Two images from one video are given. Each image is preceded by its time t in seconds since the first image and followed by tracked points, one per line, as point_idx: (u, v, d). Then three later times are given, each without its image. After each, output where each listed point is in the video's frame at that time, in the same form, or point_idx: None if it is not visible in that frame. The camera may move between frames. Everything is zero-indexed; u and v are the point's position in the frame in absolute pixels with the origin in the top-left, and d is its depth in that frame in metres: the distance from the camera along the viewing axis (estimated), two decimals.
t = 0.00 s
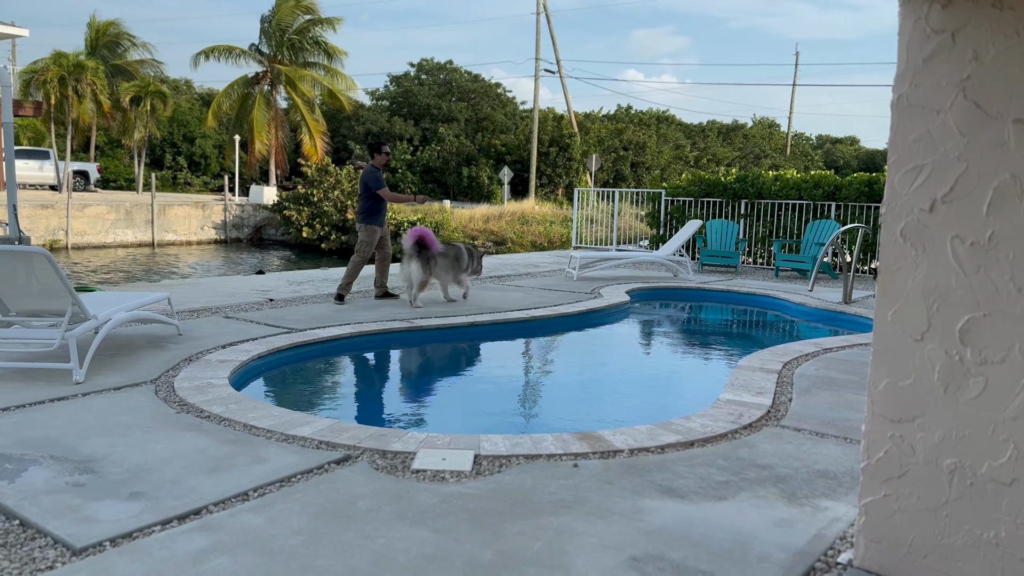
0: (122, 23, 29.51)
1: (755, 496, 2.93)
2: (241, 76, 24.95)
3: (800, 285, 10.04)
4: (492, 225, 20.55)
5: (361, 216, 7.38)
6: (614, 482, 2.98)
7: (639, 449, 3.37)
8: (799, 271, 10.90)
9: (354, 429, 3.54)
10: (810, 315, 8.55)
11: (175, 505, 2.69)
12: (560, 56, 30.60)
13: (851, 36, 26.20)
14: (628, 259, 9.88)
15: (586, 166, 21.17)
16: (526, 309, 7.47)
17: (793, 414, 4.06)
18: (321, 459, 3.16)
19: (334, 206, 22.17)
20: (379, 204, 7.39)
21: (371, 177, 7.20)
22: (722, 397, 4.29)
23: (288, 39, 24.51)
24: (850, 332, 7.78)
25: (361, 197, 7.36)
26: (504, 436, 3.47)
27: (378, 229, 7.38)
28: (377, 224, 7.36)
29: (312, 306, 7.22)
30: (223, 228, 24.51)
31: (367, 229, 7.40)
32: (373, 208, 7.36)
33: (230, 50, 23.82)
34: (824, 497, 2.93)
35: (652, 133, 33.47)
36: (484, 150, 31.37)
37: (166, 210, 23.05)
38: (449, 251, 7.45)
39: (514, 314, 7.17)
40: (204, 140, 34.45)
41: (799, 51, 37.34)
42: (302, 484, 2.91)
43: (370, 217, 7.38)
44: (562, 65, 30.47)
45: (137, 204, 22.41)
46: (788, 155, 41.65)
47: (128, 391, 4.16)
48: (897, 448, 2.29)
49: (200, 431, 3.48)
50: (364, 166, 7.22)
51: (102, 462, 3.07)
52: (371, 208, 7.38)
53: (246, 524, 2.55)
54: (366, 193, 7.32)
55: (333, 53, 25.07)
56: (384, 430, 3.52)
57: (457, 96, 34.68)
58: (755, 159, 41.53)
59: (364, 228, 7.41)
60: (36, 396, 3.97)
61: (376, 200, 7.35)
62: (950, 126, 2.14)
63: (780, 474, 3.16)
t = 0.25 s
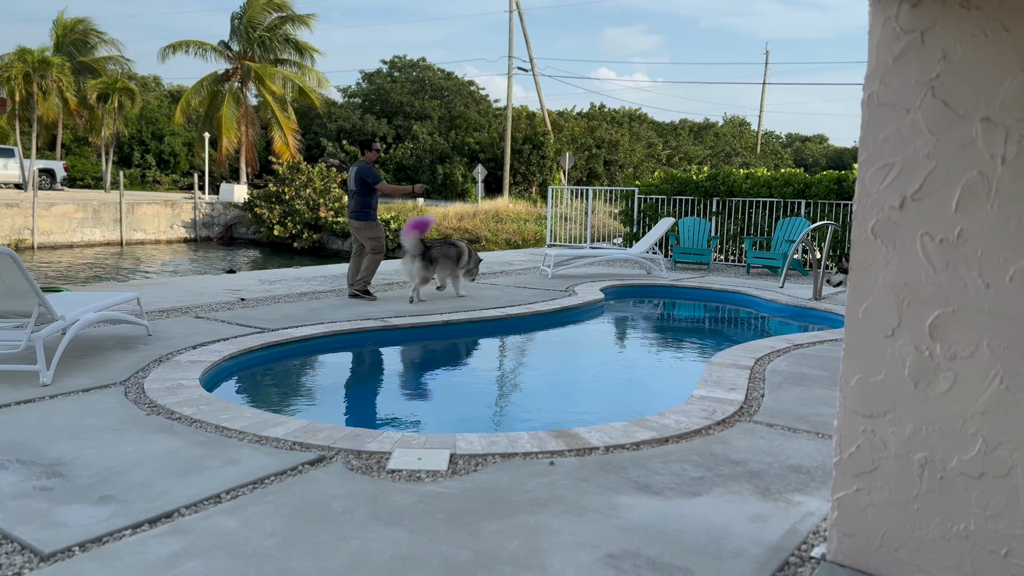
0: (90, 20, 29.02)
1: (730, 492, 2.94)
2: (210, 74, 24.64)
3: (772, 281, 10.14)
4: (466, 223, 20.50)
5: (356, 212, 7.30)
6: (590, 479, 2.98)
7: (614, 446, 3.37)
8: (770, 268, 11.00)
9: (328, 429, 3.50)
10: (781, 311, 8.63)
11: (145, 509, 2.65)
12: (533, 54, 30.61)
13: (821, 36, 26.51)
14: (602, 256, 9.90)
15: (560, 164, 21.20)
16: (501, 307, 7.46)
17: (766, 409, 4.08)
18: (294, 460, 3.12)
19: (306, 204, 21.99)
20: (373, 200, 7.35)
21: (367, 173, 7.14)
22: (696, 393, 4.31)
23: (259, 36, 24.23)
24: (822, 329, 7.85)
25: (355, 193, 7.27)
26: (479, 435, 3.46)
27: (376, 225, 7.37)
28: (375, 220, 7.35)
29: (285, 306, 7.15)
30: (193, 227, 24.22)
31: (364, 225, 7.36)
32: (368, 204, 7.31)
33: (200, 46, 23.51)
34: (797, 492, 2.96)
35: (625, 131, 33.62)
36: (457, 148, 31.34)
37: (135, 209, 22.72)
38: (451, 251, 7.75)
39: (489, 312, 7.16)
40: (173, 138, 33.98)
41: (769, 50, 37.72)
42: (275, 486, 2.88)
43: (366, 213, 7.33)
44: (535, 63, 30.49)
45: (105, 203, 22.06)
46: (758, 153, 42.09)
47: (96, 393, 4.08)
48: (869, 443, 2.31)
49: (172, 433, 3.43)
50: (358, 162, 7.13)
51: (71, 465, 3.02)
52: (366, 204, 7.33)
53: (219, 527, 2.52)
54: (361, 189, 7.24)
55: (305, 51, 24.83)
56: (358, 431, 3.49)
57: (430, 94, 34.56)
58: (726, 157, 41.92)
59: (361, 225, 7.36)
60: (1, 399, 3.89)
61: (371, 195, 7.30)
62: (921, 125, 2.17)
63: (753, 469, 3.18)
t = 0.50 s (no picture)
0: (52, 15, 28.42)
1: (707, 489, 2.94)
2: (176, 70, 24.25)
3: (742, 278, 10.22)
4: (437, 221, 20.42)
5: (352, 213, 7.45)
6: (567, 479, 2.96)
7: (590, 445, 3.36)
8: (740, 265, 11.10)
9: (300, 432, 3.44)
10: (752, 308, 8.69)
11: (113, 515, 2.58)
12: (503, 51, 30.59)
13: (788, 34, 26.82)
14: (575, 254, 9.90)
15: (531, 162, 21.20)
16: (475, 306, 7.41)
17: (741, 406, 4.09)
18: (266, 464, 3.07)
19: (275, 203, 21.67)
20: (366, 199, 7.50)
21: (361, 173, 7.30)
22: (670, 391, 4.31)
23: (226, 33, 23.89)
24: (793, 325, 7.92)
25: (349, 195, 7.41)
26: (455, 436, 3.42)
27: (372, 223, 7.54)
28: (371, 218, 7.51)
29: (255, 306, 7.05)
30: (159, 226, 23.86)
31: (361, 225, 7.51)
32: (362, 204, 7.45)
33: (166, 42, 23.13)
34: (773, 488, 2.96)
35: (595, 130, 33.75)
36: (428, 146, 31.23)
37: (99, 208, 22.30)
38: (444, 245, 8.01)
39: (463, 311, 7.11)
40: (138, 136, 33.38)
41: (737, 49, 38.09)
42: (247, 490, 2.82)
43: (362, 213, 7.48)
44: (505, 60, 30.47)
45: (68, 202, 21.63)
46: (727, 151, 42.51)
47: (61, 396, 3.98)
48: (846, 439, 2.32)
49: (139, 437, 3.35)
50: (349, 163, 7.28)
51: (34, 472, 2.93)
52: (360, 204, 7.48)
53: (190, 534, 2.46)
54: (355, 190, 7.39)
55: (273, 49, 24.54)
56: (331, 432, 3.43)
57: (400, 91, 34.39)
58: (695, 155, 42.29)
59: (357, 225, 7.50)
60: None
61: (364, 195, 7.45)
62: (895, 122, 2.17)
63: (729, 466, 3.18)
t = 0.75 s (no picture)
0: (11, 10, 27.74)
1: (695, 490, 2.90)
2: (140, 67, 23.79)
3: (716, 275, 10.28)
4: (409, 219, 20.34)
5: (348, 210, 7.42)
6: (554, 482, 2.91)
7: (575, 446, 3.32)
8: (713, 262, 11.14)
9: (278, 437, 3.35)
10: (726, 305, 8.71)
11: (84, 527, 2.47)
12: (473, 49, 30.53)
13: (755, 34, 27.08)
14: (550, 252, 9.87)
15: (502, 160, 21.17)
16: (451, 305, 7.34)
17: (723, 404, 4.07)
18: (244, 471, 2.97)
19: (242, 201, 21.45)
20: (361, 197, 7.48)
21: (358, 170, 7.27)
22: (653, 390, 4.28)
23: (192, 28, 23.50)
24: (768, 322, 7.94)
25: (345, 192, 7.37)
26: (438, 438, 3.36)
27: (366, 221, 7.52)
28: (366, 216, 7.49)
29: (226, 307, 6.91)
30: (123, 225, 23.43)
31: (355, 223, 7.48)
32: (357, 201, 7.42)
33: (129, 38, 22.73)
34: (761, 488, 2.94)
35: (566, 128, 33.82)
36: (398, 144, 31.05)
37: (61, 207, 21.84)
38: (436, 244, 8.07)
39: (439, 310, 7.03)
40: (101, 133, 32.68)
41: (705, 48, 38.40)
42: (224, 499, 2.72)
43: (356, 211, 7.45)
44: (475, 58, 30.41)
45: (28, 201, 21.20)
46: (695, 149, 42.89)
47: (25, 402, 3.83)
48: (839, 439, 2.30)
49: (110, 444, 3.23)
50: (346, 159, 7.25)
51: None
52: (355, 201, 7.45)
53: (166, 545, 2.36)
54: (351, 187, 7.36)
55: (241, 47, 24.17)
56: (310, 437, 3.34)
57: (369, 88, 34.18)
58: (664, 154, 42.62)
59: (352, 222, 7.47)
60: None
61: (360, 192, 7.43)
62: (888, 118, 2.15)
63: (716, 466, 3.15)
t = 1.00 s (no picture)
0: None
1: (693, 498, 2.85)
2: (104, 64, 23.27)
3: (693, 275, 10.30)
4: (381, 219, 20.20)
5: (336, 211, 7.50)
6: (550, 493, 2.84)
7: (569, 454, 3.25)
8: (690, 262, 11.16)
9: (263, 448, 3.25)
10: (705, 306, 8.71)
11: (63, 549, 2.35)
12: (444, 47, 30.40)
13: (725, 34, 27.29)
14: (528, 253, 9.81)
15: (474, 159, 21.06)
16: (431, 308, 7.24)
17: (713, 408, 4.03)
18: (229, 485, 2.86)
19: (210, 201, 21.09)
20: (349, 198, 7.58)
21: (346, 169, 7.39)
22: (641, 394, 4.23)
23: (158, 26, 23.01)
24: (747, 323, 7.92)
25: (334, 192, 7.47)
26: (428, 448, 3.27)
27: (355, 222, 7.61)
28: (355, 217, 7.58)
29: (200, 311, 6.74)
30: (87, 226, 22.94)
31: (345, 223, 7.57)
32: (346, 201, 7.52)
33: (93, 37, 22.28)
34: (759, 496, 2.90)
35: (537, 127, 33.80)
36: (369, 142, 30.85)
37: (23, 208, 21.33)
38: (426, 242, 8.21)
39: (419, 313, 6.92)
40: (63, 132, 31.96)
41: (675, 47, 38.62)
42: (211, 516, 2.61)
43: (345, 211, 7.54)
44: (446, 57, 30.29)
45: None
46: (665, 148, 43.14)
47: None
48: (846, 447, 2.26)
49: (86, 458, 3.10)
50: (335, 159, 7.36)
51: None
52: (344, 202, 7.54)
53: (152, 567, 2.26)
54: (339, 187, 7.47)
55: (209, 44, 23.69)
56: (296, 448, 3.24)
57: (339, 86, 33.87)
58: (635, 153, 42.81)
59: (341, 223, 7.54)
60: None
61: (349, 192, 7.52)
62: (897, 120, 2.11)
63: (712, 473, 3.10)
